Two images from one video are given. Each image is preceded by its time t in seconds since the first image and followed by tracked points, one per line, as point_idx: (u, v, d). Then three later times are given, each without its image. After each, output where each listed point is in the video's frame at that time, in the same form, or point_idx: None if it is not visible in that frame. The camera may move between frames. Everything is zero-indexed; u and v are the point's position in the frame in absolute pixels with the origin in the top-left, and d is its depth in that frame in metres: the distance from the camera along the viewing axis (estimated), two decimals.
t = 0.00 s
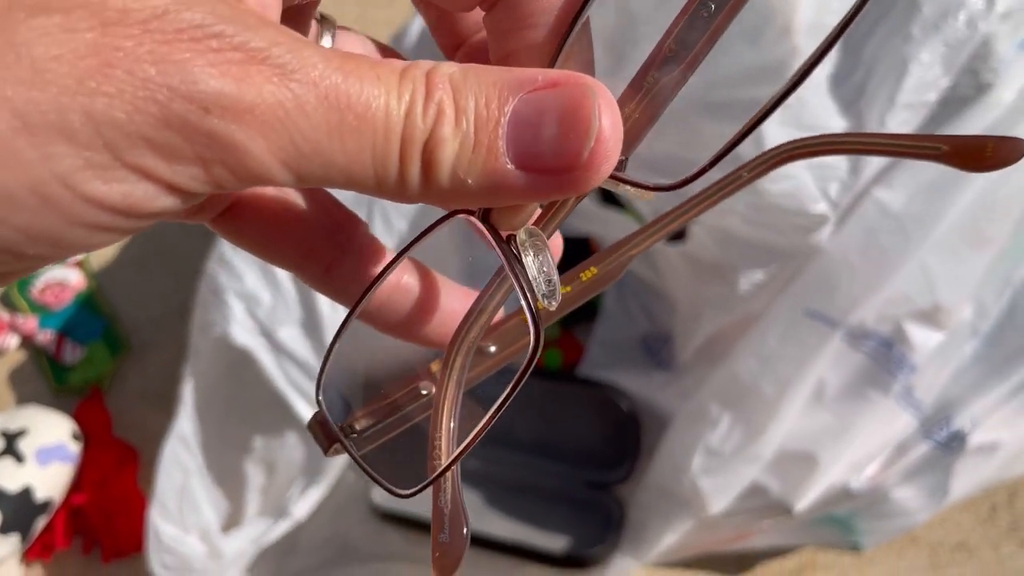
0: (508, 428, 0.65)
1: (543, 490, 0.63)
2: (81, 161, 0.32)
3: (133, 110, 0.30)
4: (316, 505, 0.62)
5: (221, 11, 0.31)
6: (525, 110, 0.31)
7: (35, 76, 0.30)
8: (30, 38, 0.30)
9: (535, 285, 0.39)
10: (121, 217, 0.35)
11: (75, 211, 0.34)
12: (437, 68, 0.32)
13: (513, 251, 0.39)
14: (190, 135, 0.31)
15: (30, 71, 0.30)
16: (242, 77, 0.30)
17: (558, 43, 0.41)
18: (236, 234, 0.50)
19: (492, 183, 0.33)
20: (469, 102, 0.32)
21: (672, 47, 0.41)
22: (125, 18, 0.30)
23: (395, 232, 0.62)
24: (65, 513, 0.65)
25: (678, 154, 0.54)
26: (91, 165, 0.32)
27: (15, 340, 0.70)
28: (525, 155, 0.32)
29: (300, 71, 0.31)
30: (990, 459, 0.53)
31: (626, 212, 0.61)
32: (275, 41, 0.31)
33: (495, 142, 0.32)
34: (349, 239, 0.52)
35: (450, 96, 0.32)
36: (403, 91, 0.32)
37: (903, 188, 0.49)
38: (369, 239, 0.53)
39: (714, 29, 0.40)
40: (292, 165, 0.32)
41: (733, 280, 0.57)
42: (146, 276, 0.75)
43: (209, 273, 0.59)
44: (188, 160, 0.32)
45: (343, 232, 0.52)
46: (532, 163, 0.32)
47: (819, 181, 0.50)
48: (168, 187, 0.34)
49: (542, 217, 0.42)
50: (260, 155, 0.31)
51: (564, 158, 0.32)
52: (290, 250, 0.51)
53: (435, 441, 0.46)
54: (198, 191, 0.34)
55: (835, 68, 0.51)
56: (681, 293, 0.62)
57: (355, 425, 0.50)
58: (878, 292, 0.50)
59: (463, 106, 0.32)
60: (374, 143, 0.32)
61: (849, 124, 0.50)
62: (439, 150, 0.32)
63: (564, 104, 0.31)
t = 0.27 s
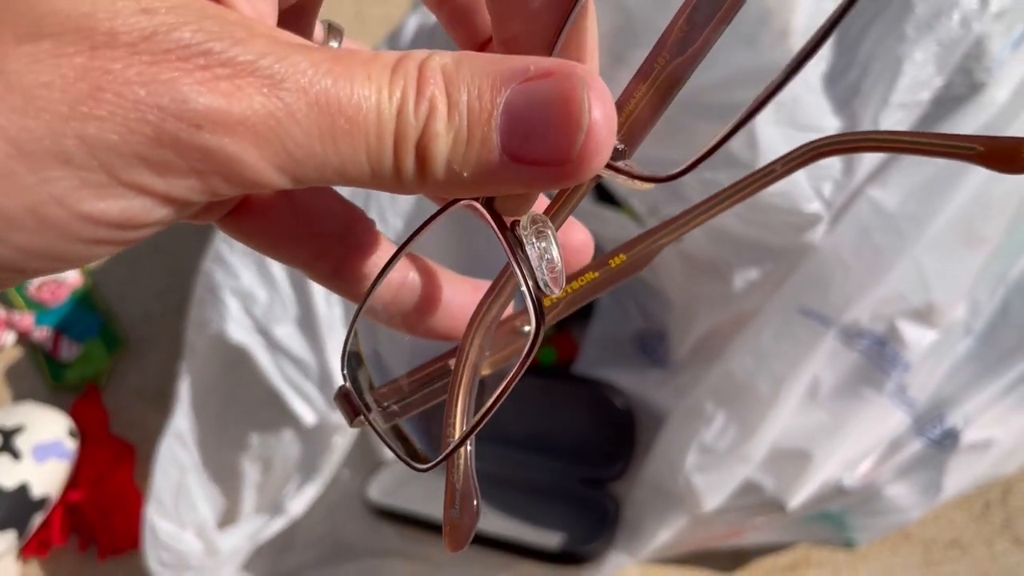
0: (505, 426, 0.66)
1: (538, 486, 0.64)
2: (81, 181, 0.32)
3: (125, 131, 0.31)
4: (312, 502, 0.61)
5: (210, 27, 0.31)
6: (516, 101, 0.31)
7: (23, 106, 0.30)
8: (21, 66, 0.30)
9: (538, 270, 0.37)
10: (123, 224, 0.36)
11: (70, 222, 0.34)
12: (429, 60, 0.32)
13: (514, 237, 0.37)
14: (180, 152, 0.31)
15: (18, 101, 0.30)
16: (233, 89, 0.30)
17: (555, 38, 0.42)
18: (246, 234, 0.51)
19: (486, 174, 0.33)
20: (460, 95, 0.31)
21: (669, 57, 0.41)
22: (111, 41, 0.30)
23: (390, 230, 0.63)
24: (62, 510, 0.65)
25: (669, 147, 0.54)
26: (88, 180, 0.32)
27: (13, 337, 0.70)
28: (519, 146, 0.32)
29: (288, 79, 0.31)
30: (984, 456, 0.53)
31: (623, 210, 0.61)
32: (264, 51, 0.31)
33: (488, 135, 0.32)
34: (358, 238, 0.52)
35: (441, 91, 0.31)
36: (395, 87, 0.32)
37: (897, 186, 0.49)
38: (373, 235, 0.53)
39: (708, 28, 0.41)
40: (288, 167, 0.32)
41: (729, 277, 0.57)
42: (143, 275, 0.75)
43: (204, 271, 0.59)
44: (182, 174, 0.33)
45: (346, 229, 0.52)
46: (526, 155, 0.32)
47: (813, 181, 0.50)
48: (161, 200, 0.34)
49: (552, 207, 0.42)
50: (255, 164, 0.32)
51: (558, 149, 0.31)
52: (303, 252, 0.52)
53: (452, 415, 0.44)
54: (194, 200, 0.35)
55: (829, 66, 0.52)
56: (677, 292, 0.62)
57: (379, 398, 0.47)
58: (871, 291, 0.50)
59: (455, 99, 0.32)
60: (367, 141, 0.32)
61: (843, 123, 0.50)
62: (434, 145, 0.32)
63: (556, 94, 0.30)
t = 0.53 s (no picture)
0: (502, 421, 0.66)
1: (537, 480, 0.64)
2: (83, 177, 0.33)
3: (121, 129, 0.32)
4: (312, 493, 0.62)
5: (195, 19, 0.31)
6: (504, 71, 0.31)
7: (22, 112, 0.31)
8: (13, 68, 0.31)
9: (542, 228, 0.37)
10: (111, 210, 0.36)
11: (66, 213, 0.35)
12: (417, 32, 0.31)
13: (517, 196, 0.37)
14: (175, 144, 0.32)
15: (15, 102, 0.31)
16: (221, 79, 0.31)
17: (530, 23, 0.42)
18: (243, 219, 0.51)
19: (481, 145, 0.33)
20: (449, 66, 0.31)
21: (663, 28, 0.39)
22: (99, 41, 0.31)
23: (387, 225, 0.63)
24: (61, 503, 0.65)
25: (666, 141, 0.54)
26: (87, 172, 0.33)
27: (12, 331, 0.70)
28: (510, 115, 0.32)
29: (275, 64, 0.31)
30: (980, 451, 0.54)
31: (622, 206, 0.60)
32: (251, 40, 0.31)
33: (481, 108, 0.32)
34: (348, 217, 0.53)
35: (431, 66, 0.31)
36: (383, 64, 0.31)
37: (895, 183, 0.50)
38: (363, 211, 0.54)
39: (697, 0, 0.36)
40: (284, 148, 0.32)
41: (725, 273, 0.57)
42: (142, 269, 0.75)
43: (204, 266, 0.60)
44: (177, 164, 0.33)
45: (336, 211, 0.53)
46: (519, 125, 0.32)
47: (811, 176, 0.50)
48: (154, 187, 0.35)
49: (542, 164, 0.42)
50: (249, 148, 0.32)
51: (549, 120, 0.31)
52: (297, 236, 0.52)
53: (476, 370, 0.46)
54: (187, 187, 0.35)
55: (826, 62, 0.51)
56: (675, 289, 0.62)
57: (402, 356, 0.49)
58: (867, 286, 0.51)
59: (445, 74, 0.31)
60: (361, 119, 0.32)
61: (839, 119, 0.50)
62: (428, 119, 0.32)
63: (541, 65, 0.30)
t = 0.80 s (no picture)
0: (506, 415, 0.66)
1: (540, 476, 0.64)
2: (118, 167, 0.33)
3: (155, 122, 0.32)
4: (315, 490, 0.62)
5: (228, 33, 0.32)
6: (508, 85, 0.31)
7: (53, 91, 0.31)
8: (84, 63, 0.31)
9: (526, 224, 0.39)
10: (146, 205, 0.35)
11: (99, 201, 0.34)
12: (428, 54, 0.32)
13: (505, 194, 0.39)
14: (207, 144, 0.32)
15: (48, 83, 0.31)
16: (253, 86, 0.31)
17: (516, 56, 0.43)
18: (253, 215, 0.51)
19: (487, 156, 0.33)
20: (460, 81, 0.32)
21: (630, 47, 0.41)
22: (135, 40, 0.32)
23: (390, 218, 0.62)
24: (65, 497, 0.66)
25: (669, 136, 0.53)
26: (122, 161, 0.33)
27: (17, 326, 0.71)
28: (516, 122, 0.32)
29: (298, 75, 0.31)
30: (982, 449, 0.54)
31: (624, 203, 0.58)
32: (277, 54, 0.32)
33: (486, 120, 0.32)
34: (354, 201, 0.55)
35: (440, 80, 0.32)
36: (397, 77, 0.32)
37: (898, 179, 0.50)
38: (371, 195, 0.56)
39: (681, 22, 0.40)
40: (306, 155, 0.33)
41: (728, 270, 0.57)
42: (145, 264, 0.75)
43: (208, 261, 0.60)
44: (216, 163, 0.33)
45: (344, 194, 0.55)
46: (521, 131, 0.32)
47: (814, 173, 0.50)
48: (200, 182, 0.35)
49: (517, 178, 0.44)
50: (276, 151, 0.32)
51: (547, 127, 0.32)
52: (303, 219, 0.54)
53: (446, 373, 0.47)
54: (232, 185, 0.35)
55: (830, 60, 0.51)
56: (677, 286, 0.62)
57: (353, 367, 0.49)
58: (870, 283, 0.51)
59: (455, 90, 0.32)
60: (377, 129, 0.32)
61: (843, 116, 0.50)
62: (439, 131, 0.32)
63: (541, 79, 0.31)
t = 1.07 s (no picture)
0: (510, 412, 0.66)
1: (547, 471, 0.64)
2: (148, 167, 0.32)
3: (190, 129, 0.31)
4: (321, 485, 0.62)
5: (273, 65, 0.33)
6: (514, 147, 0.33)
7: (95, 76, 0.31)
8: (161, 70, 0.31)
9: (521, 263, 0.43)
10: (162, 212, 0.34)
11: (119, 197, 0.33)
12: (441, 109, 0.34)
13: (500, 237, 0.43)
14: (236, 157, 0.32)
15: (92, 66, 0.31)
16: (292, 112, 0.32)
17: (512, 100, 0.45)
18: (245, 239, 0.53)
19: (480, 204, 0.34)
20: (471, 138, 0.33)
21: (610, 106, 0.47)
22: (179, 47, 0.32)
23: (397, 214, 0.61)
24: (71, 491, 0.66)
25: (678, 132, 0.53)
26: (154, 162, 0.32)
27: (24, 320, 0.71)
28: (516, 182, 0.33)
29: (331, 110, 0.32)
30: (991, 446, 0.53)
31: (631, 197, 0.57)
32: (317, 89, 0.32)
33: (482, 172, 0.33)
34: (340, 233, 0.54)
35: (450, 131, 0.33)
36: (414, 123, 0.33)
37: (909, 175, 0.50)
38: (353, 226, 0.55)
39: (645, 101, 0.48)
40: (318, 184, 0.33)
41: (737, 266, 0.57)
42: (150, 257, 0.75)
43: (215, 254, 0.60)
44: (251, 174, 0.33)
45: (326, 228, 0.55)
46: (513, 189, 0.34)
47: (825, 168, 0.50)
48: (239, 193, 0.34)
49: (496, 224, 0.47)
50: (303, 172, 0.33)
51: (540, 190, 0.33)
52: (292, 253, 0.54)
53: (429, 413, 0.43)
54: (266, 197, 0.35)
55: (841, 54, 0.51)
56: (685, 282, 0.62)
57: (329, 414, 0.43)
58: (880, 278, 0.50)
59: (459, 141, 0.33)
60: (392, 168, 0.33)
61: (854, 111, 0.50)
62: (442, 181, 0.33)
63: (542, 143, 0.33)
